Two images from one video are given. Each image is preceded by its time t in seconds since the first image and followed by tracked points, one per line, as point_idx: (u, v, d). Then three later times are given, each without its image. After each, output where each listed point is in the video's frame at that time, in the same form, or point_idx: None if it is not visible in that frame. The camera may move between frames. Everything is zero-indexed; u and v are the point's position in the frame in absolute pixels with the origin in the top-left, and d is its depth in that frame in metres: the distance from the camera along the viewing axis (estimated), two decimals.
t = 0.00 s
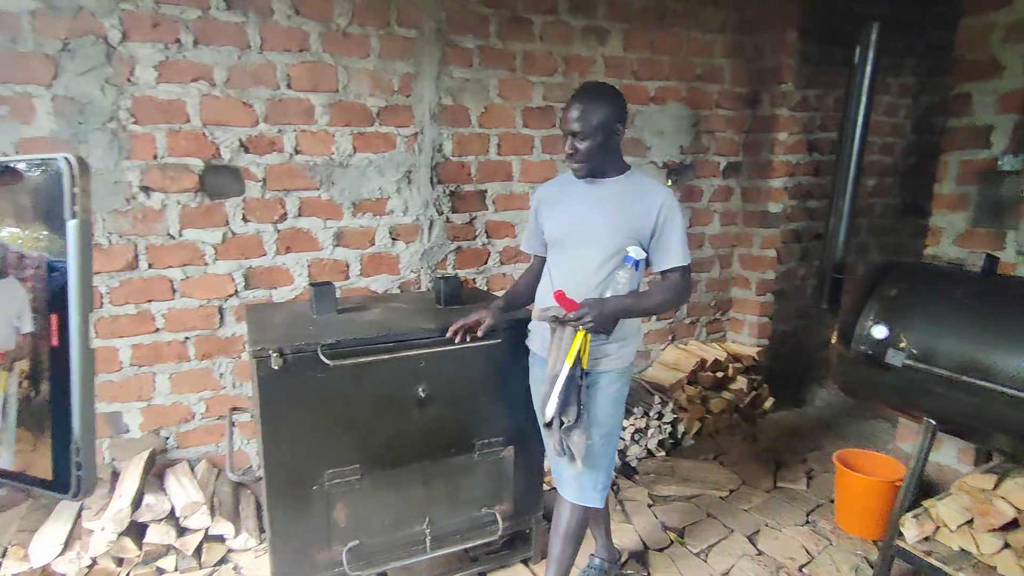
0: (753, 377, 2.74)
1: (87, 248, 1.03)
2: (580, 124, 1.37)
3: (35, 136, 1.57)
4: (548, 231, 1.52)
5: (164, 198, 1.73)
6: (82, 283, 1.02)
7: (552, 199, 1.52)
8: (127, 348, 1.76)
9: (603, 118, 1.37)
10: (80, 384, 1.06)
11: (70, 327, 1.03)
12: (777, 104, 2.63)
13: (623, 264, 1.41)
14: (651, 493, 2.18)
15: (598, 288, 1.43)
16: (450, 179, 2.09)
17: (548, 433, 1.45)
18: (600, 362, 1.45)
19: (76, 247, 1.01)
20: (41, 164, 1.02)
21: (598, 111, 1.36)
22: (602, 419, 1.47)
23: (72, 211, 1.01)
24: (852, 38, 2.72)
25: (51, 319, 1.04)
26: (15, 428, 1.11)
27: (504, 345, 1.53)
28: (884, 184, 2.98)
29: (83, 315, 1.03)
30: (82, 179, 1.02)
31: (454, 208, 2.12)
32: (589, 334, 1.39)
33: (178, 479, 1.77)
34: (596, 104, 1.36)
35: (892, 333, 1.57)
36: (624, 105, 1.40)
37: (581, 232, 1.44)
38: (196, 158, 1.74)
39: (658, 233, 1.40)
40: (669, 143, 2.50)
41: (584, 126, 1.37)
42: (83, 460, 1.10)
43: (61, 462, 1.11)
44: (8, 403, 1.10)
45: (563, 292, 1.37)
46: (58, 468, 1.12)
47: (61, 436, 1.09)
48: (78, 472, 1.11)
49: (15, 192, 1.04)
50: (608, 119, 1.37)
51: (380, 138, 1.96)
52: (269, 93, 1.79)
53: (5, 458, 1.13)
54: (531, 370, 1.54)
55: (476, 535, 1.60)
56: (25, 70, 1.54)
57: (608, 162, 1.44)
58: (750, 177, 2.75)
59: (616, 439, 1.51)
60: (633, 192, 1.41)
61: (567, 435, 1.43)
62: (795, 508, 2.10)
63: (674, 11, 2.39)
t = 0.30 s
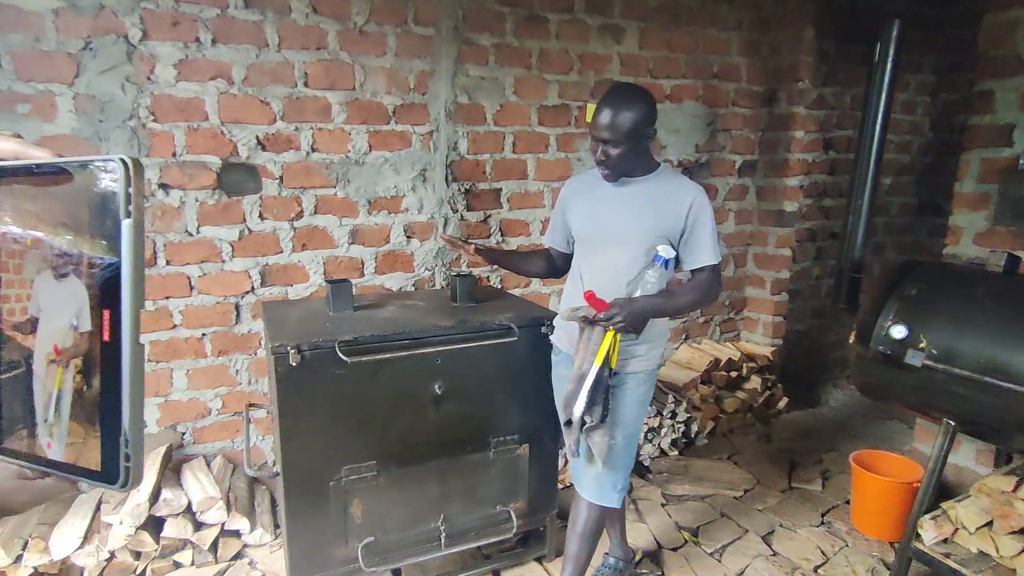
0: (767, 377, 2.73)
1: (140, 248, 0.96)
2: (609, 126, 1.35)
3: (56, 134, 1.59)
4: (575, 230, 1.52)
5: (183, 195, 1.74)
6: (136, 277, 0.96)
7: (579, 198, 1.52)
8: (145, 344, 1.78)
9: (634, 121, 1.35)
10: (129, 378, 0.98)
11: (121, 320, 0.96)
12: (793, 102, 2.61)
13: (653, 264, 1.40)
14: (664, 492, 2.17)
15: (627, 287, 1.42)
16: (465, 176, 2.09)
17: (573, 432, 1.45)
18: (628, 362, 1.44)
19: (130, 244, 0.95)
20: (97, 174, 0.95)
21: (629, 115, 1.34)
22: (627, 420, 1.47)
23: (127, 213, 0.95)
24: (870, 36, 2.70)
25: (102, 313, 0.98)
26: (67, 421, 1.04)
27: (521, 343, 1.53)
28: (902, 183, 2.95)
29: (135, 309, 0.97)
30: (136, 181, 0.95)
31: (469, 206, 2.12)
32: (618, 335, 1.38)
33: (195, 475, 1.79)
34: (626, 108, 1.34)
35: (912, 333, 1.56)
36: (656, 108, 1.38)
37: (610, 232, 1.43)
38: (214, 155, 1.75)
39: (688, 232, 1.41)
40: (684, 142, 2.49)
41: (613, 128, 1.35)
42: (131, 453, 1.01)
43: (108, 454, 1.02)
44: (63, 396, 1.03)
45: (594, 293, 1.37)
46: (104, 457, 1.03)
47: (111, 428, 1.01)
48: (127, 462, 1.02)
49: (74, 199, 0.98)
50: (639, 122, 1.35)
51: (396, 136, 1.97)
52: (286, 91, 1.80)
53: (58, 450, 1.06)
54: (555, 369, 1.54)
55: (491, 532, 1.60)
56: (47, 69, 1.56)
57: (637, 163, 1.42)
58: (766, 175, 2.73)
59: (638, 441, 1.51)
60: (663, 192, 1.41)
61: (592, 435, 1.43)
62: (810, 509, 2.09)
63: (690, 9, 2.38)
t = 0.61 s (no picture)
0: (779, 375, 2.71)
1: (166, 242, 0.89)
2: (625, 122, 1.35)
3: (71, 131, 1.60)
4: (596, 229, 1.50)
5: (195, 192, 1.75)
6: (160, 269, 0.89)
7: (598, 195, 1.50)
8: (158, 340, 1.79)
9: (651, 116, 1.34)
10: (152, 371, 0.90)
11: (146, 309, 0.89)
12: (806, 98, 2.58)
13: (679, 256, 1.40)
14: (676, 491, 2.16)
15: (656, 280, 1.41)
16: (476, 173, 2.09)
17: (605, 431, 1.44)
18: (660, 359, 1.46)
19: (156, 238, 0.88)
20: (126, 168, 0.91)
21: (645, 111, 1.33)
22: (654, 417, 1.48)
23: (151, 206, 0.88)
24: (884, 30, 2.66)
25: (127, 307, 0.91)
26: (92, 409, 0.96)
27: (532, 341, 1.52)
28: (916, 180, 2.92)
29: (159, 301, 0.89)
30: (164, 177, 0.89)
31: (480, 203, 2.12)
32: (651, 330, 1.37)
33: (207, 470, 1.80)
34: (642, 105, 1.33)
35: (929, 330, 1.55)
36: (672, 103, 1.38)
37: (634, 226, 1.42)
38: (226, 152, 1.76)
39: (711, 221, 1.42)
40: (696, 138, 2.47)
41: (629, 124, 1.35)
42: (153, 446, 0.92)
43: (131, 447, 0.94)
44: (89, 386, 0.95)
45: (628, 287, 1.33)
46: (126, 450, 0.94)
47: (134, 422, 0.93)
48: (148, 454, 0.93)
49: (99, 193, 0.93)
50: (656, 118, 1.35)
51: (407, 133, 1.97)
52: (298, 88, 1.80)
53: (81, 444, 0.98)
54: (581, 366, 1.57)
55: (501, 529, 1.60)
56: (62, 67, 1.57)
57: (655, 159, 1.42)
58: (778, 172, 2.71)
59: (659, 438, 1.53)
60: (683, 182, 1.41)
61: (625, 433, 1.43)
62: (822, 508, 2.07)
63: (702, 4, 2.36)
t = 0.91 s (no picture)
0: (789, 374, 2.70)
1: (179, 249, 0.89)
2: (636, 118, 1.35)
3: (81, 132, 1.61)
4: (610, 227, 1.49)
5: (204, 192, 1.75)
6: (173, 275, 0.88)
7: (611, 193, 1.49)
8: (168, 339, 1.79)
9: (661, 111, 1.34)
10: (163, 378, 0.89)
11: (160, 307, 0.88)
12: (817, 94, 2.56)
13: (695, 253, 1.37)
14: (686, 491, 2.14)
15: (671, 278, 1.40)
16: (484, 172, 2.08)
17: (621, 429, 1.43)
18: (677, 357, 1.45)
19: (168, 245, 0.88)
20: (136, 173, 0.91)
21: (654, 106, 1.34)
22: (671, 416, 1.47)
23: (165, 213, 0.89)
24: (897, 25, 2.63)
25: (138, 313, 0.90)
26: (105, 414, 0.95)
27: (542, 341, 1.51)
28: (929, 176, 2.89)
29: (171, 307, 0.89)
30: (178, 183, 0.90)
31: (488, 202, 2.11)
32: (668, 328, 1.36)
33: (217, 469, 1.81)
34: (651, 99, 1.34)
35: (944, 329, 1.53)
36: (682, 97, 1.38)
37: (648, 223, 1.41)
38: (235, 152, 1.76)
39: (726, 216, 1.40)
40: (706, 135, 2.45)
41: (640, 119, 1.35)
42: (166, 452, 0.92)
43: (142, 454, 0.93)
44: (108, 391, 0.94)
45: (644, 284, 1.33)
46: (137, 458, 0.94)
47: (145, 428, 0.92)
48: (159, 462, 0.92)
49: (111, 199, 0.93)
50: (666, 113, 1.35)
51: (415, 131, 1.96)
52: (306, 87, 1.80)
53: (97, 451, 0.96)
54: (596, 364, 1.55)
55: (510, 529, 1.59)
56: (73, 67, 1.57)
57: (666, 155, 1.42)
58: (789, 169, 2.68)
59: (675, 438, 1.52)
60: (697, 178, 1.39)
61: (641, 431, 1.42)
62: (834, 509, 2.05)
63: None
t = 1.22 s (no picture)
0: (797, 375, 2.67)
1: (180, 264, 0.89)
2: (650, 114, 1.34)
3: (88, 133, 1.61)
4: (622, 225, 1.48)
5: (210, 192, 1.75)
6: (174, 290, 0.88)
7: (624, 192, 1.48)
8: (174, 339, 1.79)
9: (677, 107, 1.33)
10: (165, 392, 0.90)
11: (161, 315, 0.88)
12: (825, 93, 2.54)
13: (708, 254, 1.37)
14: (693, 493, 2.13)
15: (683, 278, 1.38)
16: (489, 171, 2.07)
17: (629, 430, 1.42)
18: (685, 358, 1.43)
19: (170, 260, 0.88)
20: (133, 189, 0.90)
21: (670, 102, 1.33)
22: (679, 418, 1.46)
23: (168, 229, 0.88)
24: (906, 23, 2.61)
25: (137, 329, 0.90)
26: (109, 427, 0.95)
27: (549, 341, 1.51)
28: (939, 175, 2.86)
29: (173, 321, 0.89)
30: (180, 199, 0.89)
31: (494, 202, 2.10)
32: (678, 328, 1.35)
33: (223, 469, 1.81)
34: (667, 95, 1.33)
35: (955, 330, 1.51)
36: (700, 95, 1.37)
37: (661, 222, 1.40)
38: (241, 152, 1.76)
39: (740, 218, 1.39)
40: (712, 134, 2.44)
41: (654, 115, 1.34)
42: (168, 466, 0.93)
43: (143, 469, 0.94)
44: (118, 402, 0.93)
45: (654, 283, 1.33)
46: (138, 473, 0.94)
47: (146, 442, 0.93)
48: (162, 476, 0.93)
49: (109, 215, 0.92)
50: (682, 109, 1.34)
51: (421, 131, 1.96)
52: (312, 87, 1.80)
53: (106, 465, 0.96)
54: (604, 363, 1.55)
55: (516, 531, 1.58)
56: (80, 68, 1.58)
57: (681, 154, 1.41)
58: (797, 169, 2.66)
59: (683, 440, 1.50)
60: (712, 178, 1.38)
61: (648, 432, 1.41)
62: (843, 511, 2.04)
63: None
